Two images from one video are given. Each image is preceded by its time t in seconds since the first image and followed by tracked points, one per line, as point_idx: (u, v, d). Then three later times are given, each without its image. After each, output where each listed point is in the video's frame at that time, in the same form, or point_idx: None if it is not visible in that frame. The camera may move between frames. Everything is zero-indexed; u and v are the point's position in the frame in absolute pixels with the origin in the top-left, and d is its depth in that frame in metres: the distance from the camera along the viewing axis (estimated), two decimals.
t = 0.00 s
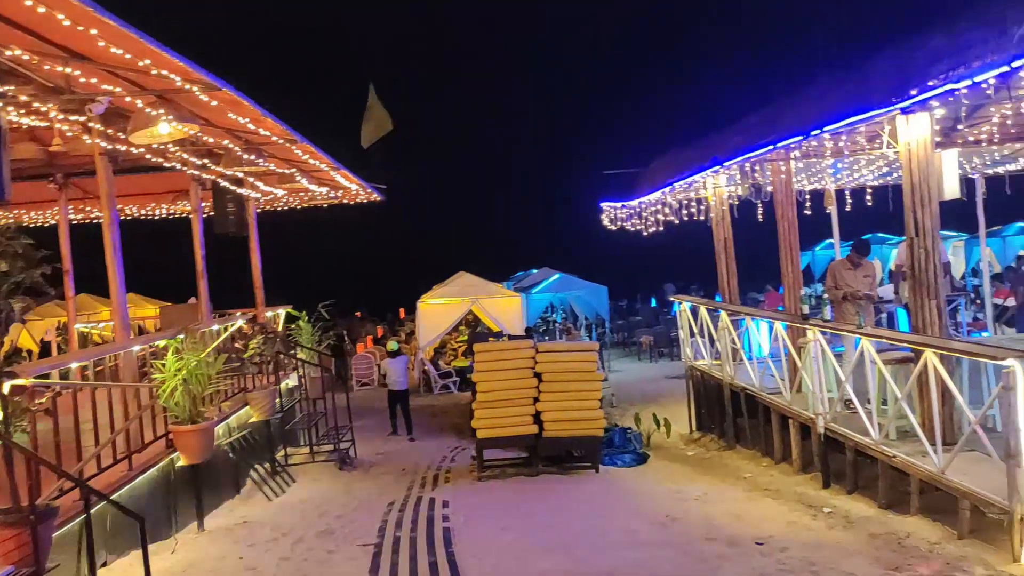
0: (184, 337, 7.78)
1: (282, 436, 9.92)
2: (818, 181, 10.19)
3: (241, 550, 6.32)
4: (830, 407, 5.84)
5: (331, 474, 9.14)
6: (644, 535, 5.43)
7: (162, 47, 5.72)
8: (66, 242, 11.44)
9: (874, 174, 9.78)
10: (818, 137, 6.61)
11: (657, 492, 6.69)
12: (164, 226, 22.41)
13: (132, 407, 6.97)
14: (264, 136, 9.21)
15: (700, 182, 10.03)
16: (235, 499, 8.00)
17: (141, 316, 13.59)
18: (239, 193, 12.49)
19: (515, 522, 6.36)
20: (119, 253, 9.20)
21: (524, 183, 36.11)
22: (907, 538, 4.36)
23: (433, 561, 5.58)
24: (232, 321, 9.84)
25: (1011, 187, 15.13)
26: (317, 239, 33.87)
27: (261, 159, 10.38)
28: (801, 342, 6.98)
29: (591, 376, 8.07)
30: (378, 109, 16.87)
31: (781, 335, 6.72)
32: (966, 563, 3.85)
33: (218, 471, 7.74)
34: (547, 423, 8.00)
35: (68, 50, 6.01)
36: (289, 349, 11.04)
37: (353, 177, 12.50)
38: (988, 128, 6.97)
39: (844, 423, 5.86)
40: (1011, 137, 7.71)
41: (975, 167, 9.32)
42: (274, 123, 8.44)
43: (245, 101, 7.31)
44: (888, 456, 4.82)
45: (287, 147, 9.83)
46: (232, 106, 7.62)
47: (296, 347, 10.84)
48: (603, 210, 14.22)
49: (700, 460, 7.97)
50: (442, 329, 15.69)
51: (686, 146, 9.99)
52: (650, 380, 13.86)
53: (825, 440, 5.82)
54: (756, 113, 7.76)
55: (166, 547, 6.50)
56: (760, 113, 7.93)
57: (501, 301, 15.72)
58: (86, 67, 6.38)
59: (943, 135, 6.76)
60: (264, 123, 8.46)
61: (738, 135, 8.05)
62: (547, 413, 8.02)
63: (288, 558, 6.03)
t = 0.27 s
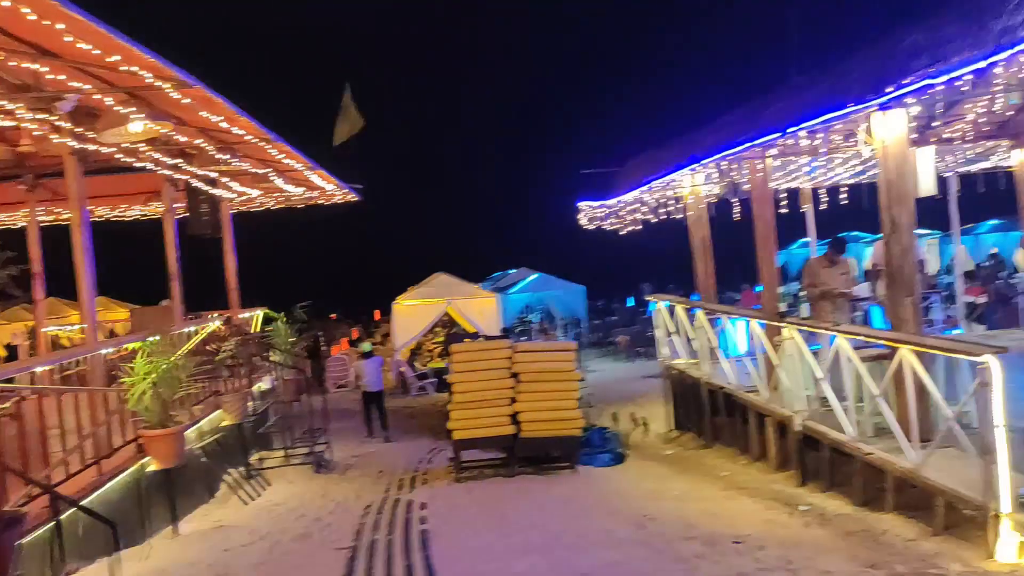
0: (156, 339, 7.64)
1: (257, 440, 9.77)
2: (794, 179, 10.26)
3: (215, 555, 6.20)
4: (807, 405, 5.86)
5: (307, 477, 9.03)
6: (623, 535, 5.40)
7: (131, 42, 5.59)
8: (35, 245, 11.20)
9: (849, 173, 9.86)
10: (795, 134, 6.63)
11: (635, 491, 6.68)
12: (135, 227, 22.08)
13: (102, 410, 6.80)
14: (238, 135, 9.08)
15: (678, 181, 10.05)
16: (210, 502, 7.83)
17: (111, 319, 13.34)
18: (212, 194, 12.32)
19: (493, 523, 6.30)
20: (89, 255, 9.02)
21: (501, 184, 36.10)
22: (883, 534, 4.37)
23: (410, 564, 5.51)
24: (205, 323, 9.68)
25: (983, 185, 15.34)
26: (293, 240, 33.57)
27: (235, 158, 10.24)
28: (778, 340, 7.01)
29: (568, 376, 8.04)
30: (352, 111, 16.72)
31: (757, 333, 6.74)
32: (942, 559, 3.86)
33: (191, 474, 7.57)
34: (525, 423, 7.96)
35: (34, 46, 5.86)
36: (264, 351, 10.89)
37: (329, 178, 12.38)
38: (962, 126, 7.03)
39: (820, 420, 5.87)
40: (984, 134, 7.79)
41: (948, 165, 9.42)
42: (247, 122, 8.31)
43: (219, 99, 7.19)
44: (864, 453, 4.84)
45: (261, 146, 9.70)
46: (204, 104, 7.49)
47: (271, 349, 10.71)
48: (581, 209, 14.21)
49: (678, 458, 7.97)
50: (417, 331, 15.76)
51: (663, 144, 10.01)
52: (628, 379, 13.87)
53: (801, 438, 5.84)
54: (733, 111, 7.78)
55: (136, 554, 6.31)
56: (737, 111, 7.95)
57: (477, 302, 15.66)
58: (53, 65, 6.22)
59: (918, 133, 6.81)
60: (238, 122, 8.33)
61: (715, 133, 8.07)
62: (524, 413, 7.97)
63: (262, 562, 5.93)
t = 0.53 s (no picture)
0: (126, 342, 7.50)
1: (230, 444, 9.63)
2: (769, 179, 10.34)
3: (188, 561, 6.09)
4: (783, 403, 5.88)
5: (282, 481, 8.90)
6: (601, 535, 5.38)
7: (100, 38, 5.47)
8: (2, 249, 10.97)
9: (823, 172, 9.96)
10: (772, 132, 6.66)
11: (613, 492, 6.66)
12: (105, 230, 21.75)
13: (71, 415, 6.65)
14: (210, 135, 8.95)
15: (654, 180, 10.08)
16: (181, 509, 7.70)
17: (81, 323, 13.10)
18: (184, 195, 12.15)
19: (471, 525, 6.25)
20: (57, 259, 8.84)
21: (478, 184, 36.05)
22: (860, 531, 4.38)
23: (387, 568, 5.44)
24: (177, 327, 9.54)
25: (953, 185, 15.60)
26: (268, 242, 33.27)
27: (207, 158, 10.10)
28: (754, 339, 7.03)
29: (545, 376, 8.01)
30: (326, 112, 16.63)
31: (734, 332, 6.77)
32: (919, 555, 3.87)
33: (162, 480, 7.43)
34: (502, 425, 7.92)
35: None
36: (238, 354, 10.74)
37: (303, 179, 12.26)
38: (934, 124, 7.12)
39: (796, 418, 5.89)
40: (955, 134, 7.90)
41: (920, 165, 9.55)
42: (219, 121, 8.19)
43: (189, 97, 7.07)
44: (841, 450, 4.85)
45: (234, 146, 9.58)
46: (174, 103, 7.36)
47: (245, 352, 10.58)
48: (558, 210, 14.22)
49: (656, 458, 7.98)
50: (393, 333, 15.57)
51: (639, 144, 10.04)
52: (605, 380, 13.88)
53: (779, 436, 5.86)
54: (708, 110, 7.81)
55: (105, 563, 6.12)
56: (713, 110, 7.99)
57: (453, 303, 15.59)
58: (19, 63, 6.06)
59: (892, 132, 6.88)
60: (209, 121, 8.20)
61: (691, 132, 8.09)
62: (501, 414, 7.93)
63: (236, 568, 5.83)
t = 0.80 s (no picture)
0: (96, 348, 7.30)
1: (204, 450, 9.46)
2: (745, 179, 10.40)
3: (160, 570, 5.96)
4: (761, 402, 5.89)
5: (257, 487, 8.77)
6: (581, 537, 5.34)
7: (66, 34, 5.35)
8: None
9: (798, 173, 10.04)
10: (749, 132, 6.67)
11: (593, 493, 6.63)
12: (74, 233, 21.37)
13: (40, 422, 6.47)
14: (181, 135, 8.81)
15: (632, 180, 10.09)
16: (154, 517, 7.54)
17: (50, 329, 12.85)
18: (155, 198, 11.94)
19: (450, 530, 6.19)
20: (24, 262, 8.61)
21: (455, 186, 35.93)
22: (840, 530, 4.39)
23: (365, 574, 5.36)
24: (148, 331, 9.36)
25: (924, 185, 15.82)
26: (242, 245, 32.91)
27: (179, 159, 9.93)
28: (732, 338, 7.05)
29: (524, 378, 7.96)
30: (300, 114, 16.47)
31: (712, 333, 6.77)
32: (898, 553, 3.88)
33: (135, 488, 7.27)
34: (481, 427, 7.85)
35: None
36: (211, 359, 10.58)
37: (277, 181, 12.10)
38: (908, 124, 7.20)
39: (774, 418, 5.90)
40: (928, 134, 7.97)
41: (893, 165, 9.66)
42: (189, 121, 8.03)
43: (158, 96, 6.92)
44: (819, 448, 4.86)
45: (205, 147, 9.42)
46: (143, 102, 7.20)
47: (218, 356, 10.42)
48: (535, 211, 14.21)
49: (635, 459, 7.96)
50: (372, 335, 15.42)
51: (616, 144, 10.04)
52: (583, 381, 13.87)
53: (757, 435, 5.87)
54: (685, 111, 7.82)
55: (74, 573, 5.96)
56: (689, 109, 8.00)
57: (431, 306, 15.53)
58: None
59: (867, 131, 6.93)
60: (179, 121, 8.05)
61: (668, 132, 8.10)
62: (479, 417, 7.87)
63: None
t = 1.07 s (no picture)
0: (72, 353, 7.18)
1: (184, 455, 9.36)
2: (725, 181, 10.47)
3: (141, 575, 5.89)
4: (744, 401, 5.94)
5: (239, 491, 8.68)
6: (566, 536, 5.35)
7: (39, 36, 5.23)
8: None
9: (776, 174, 10.14)
10: (727, 133, 6.72)
11: (577, 494, 6.64)
12: (50, 237, 21.09)
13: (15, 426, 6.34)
14: (156, 138, 8.71)
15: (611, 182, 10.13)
16: (134, 522, 7.44)
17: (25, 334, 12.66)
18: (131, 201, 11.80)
19: (434, 531, 6.17)
20: None
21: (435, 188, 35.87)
22: (823, 527, 4.43)
23: None
24: (126, 335, 9.26)
25: (900, 185, 16.03)
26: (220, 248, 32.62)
27: (155, 162, 9.82)
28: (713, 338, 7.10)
29: (507, 379, 7.95)
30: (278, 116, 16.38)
31: (694, 332, 6.81)
32: (881, 548, 3.91)
33: (114, 493, 7.17)
34: (465, 429, 7.83)
35: None
36: (190, 363, 10.47)
37: (255, 183, 12.01)
38: (884, 125, 7.29)
39: (756, 416, 5.94)
40: (903, 135, 8.08)
41: (870, 166, 9.78)
42: (165, 123, 7.94)
43: (133, 97, 6.83)
44: (802, 447, 4.90)
45: (181, 149, 9.32)
46: (118, 104, 7.11)
47: (198, 360, 10.32)
48: (515, 212, 14.23)
49: (619, 459, 7.98)
50: (355, 337, 15.30)
51: (596, 146, 10.07)
52: (565, 382, 13.88)
53: (740, 434, 5.92)
54: (664, 112, 7.86)
55: None
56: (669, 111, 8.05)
57: (412, 308, 15.52)
58: None
59: (844, 132, 7.00)
60: (155, 123, 7.95)
61: (648, 133, 8.14)
62: (463, 418, 7.85)
63: None
